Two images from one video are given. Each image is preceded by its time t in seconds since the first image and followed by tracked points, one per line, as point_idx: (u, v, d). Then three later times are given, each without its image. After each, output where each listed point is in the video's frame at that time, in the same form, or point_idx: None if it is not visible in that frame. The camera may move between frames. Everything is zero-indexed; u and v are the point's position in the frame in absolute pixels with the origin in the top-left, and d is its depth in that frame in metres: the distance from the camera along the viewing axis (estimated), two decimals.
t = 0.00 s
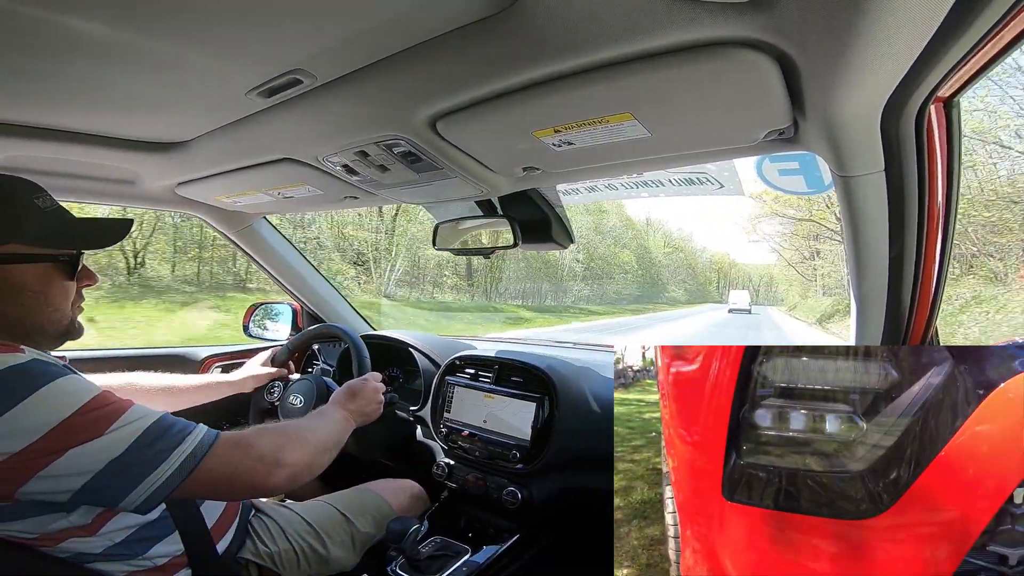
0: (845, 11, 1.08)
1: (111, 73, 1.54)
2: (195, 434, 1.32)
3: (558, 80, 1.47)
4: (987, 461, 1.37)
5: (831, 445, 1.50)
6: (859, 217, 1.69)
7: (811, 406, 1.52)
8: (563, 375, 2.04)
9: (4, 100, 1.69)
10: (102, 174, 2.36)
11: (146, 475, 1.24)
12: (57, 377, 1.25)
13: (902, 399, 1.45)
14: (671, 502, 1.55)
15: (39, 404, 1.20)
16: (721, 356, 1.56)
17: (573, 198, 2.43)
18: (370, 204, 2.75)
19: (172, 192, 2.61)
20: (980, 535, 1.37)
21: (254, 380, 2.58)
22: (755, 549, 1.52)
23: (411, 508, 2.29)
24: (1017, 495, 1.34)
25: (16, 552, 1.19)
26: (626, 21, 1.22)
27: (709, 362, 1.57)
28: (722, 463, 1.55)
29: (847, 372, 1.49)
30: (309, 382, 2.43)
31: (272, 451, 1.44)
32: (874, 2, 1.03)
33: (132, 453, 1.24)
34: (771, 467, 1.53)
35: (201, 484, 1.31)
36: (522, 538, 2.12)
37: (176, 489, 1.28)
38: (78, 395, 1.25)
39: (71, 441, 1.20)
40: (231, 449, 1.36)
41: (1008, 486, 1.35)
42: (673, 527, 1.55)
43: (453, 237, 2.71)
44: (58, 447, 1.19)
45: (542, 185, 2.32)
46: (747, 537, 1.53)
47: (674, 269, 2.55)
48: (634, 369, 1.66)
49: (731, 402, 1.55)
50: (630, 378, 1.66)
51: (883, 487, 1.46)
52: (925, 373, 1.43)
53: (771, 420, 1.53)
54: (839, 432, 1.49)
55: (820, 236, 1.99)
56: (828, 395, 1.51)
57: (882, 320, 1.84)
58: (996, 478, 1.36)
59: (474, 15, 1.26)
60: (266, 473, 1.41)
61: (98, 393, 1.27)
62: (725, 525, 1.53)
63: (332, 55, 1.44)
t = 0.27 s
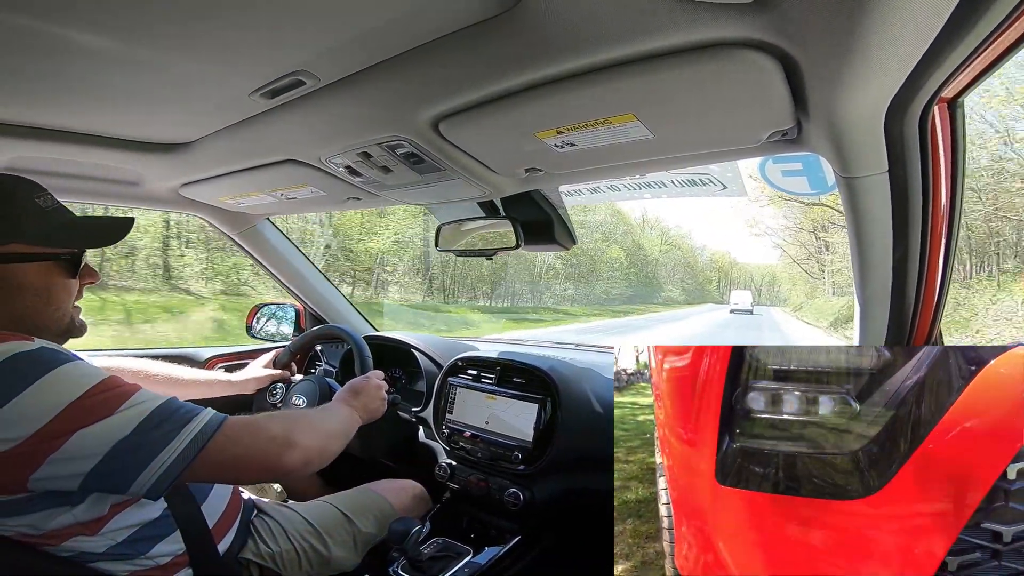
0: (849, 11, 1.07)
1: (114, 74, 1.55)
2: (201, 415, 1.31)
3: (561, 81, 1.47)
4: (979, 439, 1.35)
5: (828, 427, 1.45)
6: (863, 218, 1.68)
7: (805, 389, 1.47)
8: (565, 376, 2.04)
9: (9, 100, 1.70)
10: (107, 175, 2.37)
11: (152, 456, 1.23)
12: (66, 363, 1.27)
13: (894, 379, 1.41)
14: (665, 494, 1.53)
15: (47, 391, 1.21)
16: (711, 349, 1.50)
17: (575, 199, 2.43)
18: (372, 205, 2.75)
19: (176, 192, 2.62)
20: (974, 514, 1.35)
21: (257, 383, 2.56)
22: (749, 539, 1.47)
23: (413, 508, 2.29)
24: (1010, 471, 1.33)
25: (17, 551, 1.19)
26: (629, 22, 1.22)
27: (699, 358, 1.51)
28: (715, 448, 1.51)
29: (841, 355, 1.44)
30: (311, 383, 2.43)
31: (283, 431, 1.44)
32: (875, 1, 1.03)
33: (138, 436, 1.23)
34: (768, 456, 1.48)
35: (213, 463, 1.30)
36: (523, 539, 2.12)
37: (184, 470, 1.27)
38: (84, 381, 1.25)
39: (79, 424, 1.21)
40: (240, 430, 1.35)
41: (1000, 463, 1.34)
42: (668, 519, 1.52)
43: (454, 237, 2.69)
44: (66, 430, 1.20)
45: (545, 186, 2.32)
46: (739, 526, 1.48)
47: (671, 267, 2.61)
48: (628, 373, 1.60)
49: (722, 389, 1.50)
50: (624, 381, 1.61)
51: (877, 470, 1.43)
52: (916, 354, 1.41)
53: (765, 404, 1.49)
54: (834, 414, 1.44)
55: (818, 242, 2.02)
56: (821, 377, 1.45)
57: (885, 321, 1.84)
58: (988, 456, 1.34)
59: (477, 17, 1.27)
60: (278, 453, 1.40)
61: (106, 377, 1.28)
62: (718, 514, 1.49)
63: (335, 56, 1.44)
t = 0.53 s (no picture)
0: (850, 13, 1.07)
1: (116, 75, 1.55)
2: (212, 408, 1.31)
3: (562, 82, 1.47)
4: (974, 440, 1.33)
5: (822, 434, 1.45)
6: (864, 218, 1.68)
7: (799, 394, 1.46)
8: (566, 377, 2.04)
9: (11, 102, 1.70)
10: (109, 176, 2.38)
11: (163, 448, 1.23)
12: (83, 354, 1.27)
13: (888, 382, 1.41)
14: (659, 502, 1.53)
15: (62, 379, 1.21)
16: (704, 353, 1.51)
17: (577, 199, 2.44)
18: (374, 207, 2.76)
19: (177, 194, 2.62)
20: (971, 519, 1.33)
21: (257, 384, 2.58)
22: (747, 551, 1.45)
23: (414, 509, 2.29)
24: (1006, 474, 1.31)
25: (19, 552, 1.19)
26: (631, 23, 1.23)
27: (692, 364, 1.52)
28: (708, 455, 1.50)
29: (835, 359, 1.43)
30: (313, 384, 2.43)
31: (293, 429, 1.45)
32: (876, 2, 1.03)
33: (150, 427, 1.23)
34: (762, 462, 1.48)
35: (224, 458, 1.31)
36: (524, 540, 2.12)
37: (195, 463, 1.27)
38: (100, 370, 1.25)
39: (92, 415, 1.21)
40: (253, 424, 1.36)
41: (995, 466, 1.32)
42: (661, 528, 1.52)
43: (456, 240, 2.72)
44: (80, 420, 1.20)
45: (546, 188, 2.32)
46: (732, 533, 1.46)
47: (668, 266, 2.65)
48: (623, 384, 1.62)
49: (715, 395, 1.50)
50: (619, 392, 1.63)
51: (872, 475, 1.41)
52: (910, 357, 1.40)
53: (758, 410, 1.48)
54: (828, 418, 1.44)
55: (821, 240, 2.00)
56: (815, 381, 1.45)
57: (887, 321, 1.83)
58: (983, 458, 1.33)
59: (479, 18, 1.27)
60: (289, 451, 1.42)
61: (121, 367, 1.28)
62: (712, 521, 1.47)
63: (337, 57, 1.45)
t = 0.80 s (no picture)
0: (849, 13, 1.08)
1: (119, 76, 1.56)
2: (226, 413, 1.32)
3: (563, 83, 1.47)
4: (963, 451, 1.33)
5: (814, 450, 1.43)
6: (863, 218, 1.68)
7: (789, 407, 1.46)
8: (566, 378, 2.04)
9: (13, 103, 1.71)
10: (110, 178, 2.38)
11: (178, 451, 1.23)
12: (97, 357, 1.27)
13: (878, 395, 1.41)
14: (648, 515, 1.53)
15: (74, 383, 1.20)
16: (693, 363, 1.50)
17: (578, 201, 2.47)
18: (374, 208, 2.76)
19: (178, 195, 2.63)
20: (961, 531, 1.33)
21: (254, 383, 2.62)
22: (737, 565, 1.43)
23: (415, 510, 2.29)
24: (994, 487, 1.31)
25: (24, 552, 1.19)
26: (631, 24, 1.23)
27: (682, 374, 1.52)
28: (697, 468, 1.49)
29: (825, 372, 1.44)
30: (314, 385, 2.43)
31: (305, 431, 1.44)
32: None
33: (163, 432, 1.23)
34: (752, 476, 1.45)
35: (240, 460, 1.30)
36: (525, 541, 2.11)
37: (208, 468, 1.27)
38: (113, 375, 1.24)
39: (106, 417, 1.20)
40: (267, 428, 1.36)
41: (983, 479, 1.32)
42: (651, 542, 1.52)
43: (457, 241, 2.74)
44: (92, 425, 1.19)
45: (546, 188, 2.32)
46: (722, 546, 1.45)
47: (665, 263, 2.31)
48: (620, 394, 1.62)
49: (704, 407, 1.49)
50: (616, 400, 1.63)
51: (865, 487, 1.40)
52: (900, 367, 1.40)
53: (748, 424, 1.47)
54: (817, 432, 1.44)
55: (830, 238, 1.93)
56: (805, 395, 1.45)
57: (887, 320, 1.83)
58: (970, 471, 1.33)
59: (479, 19, 1.27)
60: (304, 453, 1.41)
61: (134, 372, 1.28)
62: (702, 534, 1.46)
63: (338, 58, 1.45)
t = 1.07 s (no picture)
0: (849, 12, 1.07)
1: (119, 77, 1.56)
2: (227, 428, 1.32)
3: (563, 83, 1.47)
4: (936, 467, 1.23)
5: (784, 479, 1.37)
6: (863, 217, 1.68)
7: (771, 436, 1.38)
8: (566, 378, 2.04)
9: (13, 103, 1.71)
10: (111, 178, 2.38)
11: (178, 468, 1.24)
12: (96, 368, 1.26)
13: (846, 427, 1.33)
14: (632, 534, 1.45)
15: (73, 396, 1.20)
16: (676, 378, 1.44)
17: (577, 201, 2.46)
18: (375, 208, 2.76)
19: (178, 196, 2.63)
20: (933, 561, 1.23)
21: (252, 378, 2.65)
22: None
23: (415, 511, 2.29)
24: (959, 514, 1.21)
25: (24, 552, 1.19)
26: (631, 24, 1.23)
27: (668, 388, 1.45)
28: (678, 492, 1.41)
29: (807, 404, 1.35)
30: (314, 386, 2.43)
31: (301, 446, 1.45)
32: None
33: (163, 449, 1.23)
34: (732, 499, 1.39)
35: (237, 477, 1.32)
36: (525, 542, 2.11)
37: (207, 482, 1.28)
38: (111, 388, 1.24)
39: (107, 432, 1.20)
40: (264, 444, 1.37)
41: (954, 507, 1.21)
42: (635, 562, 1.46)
43: (456, 240, 2.73)
44: (91, 440, 1.19)
45: (546, 189, 2.33)
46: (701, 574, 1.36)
47: (660, 260, 2.38)
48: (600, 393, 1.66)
49: (686, 431, 1.42)
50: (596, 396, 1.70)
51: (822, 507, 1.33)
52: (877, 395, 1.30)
53: (728, 452, 1.40)
54: (794, 461, 1.37)
55: (839, 230, 1.85)
56: (788, 425, 1.37)
57: (887, 319, 1.83)
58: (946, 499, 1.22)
59: (479, 19, 1.27)
60: (298, 469, 1.42)
61: (134, 385, 1.27)
62: (686, 558, 1.37)
63: (338, 59, 1.45)
